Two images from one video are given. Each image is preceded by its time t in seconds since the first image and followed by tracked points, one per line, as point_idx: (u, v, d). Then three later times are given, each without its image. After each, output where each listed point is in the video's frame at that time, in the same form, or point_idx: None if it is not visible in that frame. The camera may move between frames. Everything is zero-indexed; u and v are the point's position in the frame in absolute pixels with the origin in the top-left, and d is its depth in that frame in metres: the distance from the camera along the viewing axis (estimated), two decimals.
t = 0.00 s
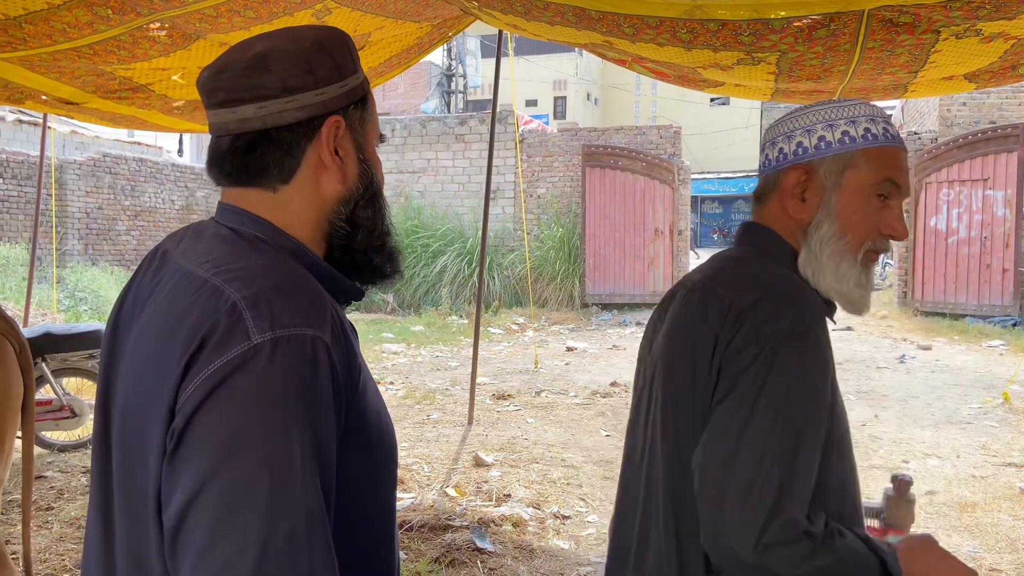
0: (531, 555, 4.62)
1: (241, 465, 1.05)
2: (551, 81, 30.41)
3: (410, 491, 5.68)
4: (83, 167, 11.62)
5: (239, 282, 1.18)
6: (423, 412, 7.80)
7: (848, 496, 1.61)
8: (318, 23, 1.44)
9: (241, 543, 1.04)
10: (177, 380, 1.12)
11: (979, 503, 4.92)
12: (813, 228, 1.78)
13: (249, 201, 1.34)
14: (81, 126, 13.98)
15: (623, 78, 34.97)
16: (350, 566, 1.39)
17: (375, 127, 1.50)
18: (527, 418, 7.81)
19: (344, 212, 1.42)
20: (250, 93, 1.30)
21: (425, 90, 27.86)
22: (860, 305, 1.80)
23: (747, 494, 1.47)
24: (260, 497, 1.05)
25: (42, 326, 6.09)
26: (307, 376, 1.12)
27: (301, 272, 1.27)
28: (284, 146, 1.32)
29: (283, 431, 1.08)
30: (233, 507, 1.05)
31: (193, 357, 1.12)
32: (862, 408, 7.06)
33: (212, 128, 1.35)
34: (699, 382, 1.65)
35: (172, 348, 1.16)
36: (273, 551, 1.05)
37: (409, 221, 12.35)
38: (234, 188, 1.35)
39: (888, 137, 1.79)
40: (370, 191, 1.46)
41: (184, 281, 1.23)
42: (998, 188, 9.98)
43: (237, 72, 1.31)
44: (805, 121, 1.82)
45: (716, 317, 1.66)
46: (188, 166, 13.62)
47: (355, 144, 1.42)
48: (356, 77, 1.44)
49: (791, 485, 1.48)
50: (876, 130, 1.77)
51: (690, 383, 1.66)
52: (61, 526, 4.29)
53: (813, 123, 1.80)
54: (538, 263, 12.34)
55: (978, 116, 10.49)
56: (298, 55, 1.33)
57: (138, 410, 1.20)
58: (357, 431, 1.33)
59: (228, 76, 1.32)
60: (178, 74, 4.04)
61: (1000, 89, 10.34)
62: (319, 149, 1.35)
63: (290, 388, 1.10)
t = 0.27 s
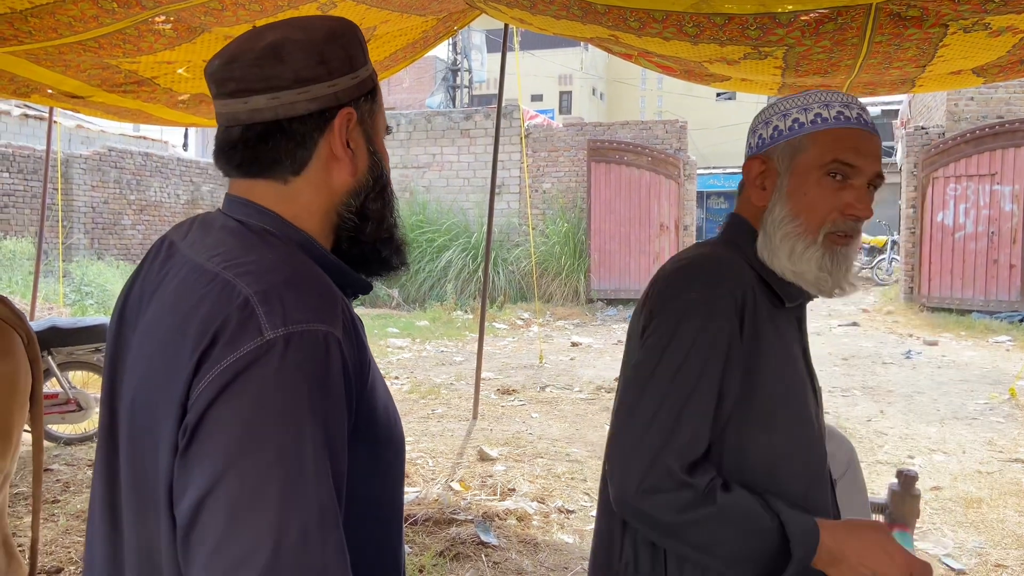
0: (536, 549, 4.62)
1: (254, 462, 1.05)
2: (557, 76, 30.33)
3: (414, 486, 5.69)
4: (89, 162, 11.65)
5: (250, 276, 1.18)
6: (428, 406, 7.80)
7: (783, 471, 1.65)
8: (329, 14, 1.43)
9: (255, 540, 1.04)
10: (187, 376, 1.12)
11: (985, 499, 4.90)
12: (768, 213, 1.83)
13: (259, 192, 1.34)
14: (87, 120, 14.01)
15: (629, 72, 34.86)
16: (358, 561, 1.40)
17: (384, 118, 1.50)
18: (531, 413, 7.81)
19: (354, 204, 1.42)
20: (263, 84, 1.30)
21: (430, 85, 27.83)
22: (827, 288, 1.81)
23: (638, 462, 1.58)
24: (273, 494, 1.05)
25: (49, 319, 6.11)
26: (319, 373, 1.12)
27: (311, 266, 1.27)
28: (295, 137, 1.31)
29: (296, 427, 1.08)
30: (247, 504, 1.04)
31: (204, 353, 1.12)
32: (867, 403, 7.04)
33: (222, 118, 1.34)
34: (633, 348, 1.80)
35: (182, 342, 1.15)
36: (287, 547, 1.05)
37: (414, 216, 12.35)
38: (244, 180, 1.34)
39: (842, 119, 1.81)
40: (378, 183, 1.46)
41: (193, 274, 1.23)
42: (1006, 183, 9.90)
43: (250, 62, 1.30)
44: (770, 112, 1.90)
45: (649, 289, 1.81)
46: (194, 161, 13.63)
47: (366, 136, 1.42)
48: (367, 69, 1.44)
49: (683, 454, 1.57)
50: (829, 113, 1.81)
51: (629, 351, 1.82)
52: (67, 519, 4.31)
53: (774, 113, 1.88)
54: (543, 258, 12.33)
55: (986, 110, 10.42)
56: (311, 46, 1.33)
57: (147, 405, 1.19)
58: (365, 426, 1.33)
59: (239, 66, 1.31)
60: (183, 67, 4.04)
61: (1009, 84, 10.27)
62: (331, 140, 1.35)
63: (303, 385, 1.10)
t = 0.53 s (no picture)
0: (537, 543, 4.63)
1: (251, 456, 1.05)
2: (559, 70, 30.30)
3: (416, 479, 5.70)
4: (92, 156, 11.66)
5: (249, 269, 1.18)
6: (430, 400, 7.82)
7: (731, 462, 1.65)
8: (330, 6, 1.43)
9: (254, 535, 1.04)
10: (186, 370, 1.12)
11: (986, 494, 4.91)
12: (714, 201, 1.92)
13: (259, 184, 1.34)
14: (90, 114, 14.02)
15: (631, 67, 34.79)
16: (358, 555, 1.40)
17: (386, 111, 1.50)
18: (533, 407, 7.81)
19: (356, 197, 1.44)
20: (265, 76, 1.29)
21: (433, 79, 27.80)
22: (789, 267, 1.83)
23: (573, 454, 1.67)
24: (273, 488, 1.05)
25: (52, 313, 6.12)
26: (319, 366, 1.13)
27: (313, 259, 1.27)
28: (298, 130, 1.31)
29: (294, 422, 1.08)
30: (246, 500, 1.04)
31: (203, 346, 1.12)
32: (869, 398, 7.04)
33: (222, 108, 1.34)
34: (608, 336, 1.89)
35: (179, 335, 1.16)
36: (287, 542, 1.05)
37: (416, 210, 12.35)
38: (246, 172, 1.34)
39: (770, 100, 1.85)
40: (379, 177, 1.47)
41: (192, 266, 1.23)
42: (1009, 178, 9.92)
43: (253, 53, 1.29)
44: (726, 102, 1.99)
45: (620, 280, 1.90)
46: (196, 155, 13.64)
47: (368, 129, 1.43)
48: (369, 62, 1.45)
49: (605, 448, 1.62)
50: (761, 95, 1.86)
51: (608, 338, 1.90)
52: (71, 512, 4.33)
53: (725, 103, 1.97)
54: (545, 253, 12.32)
55: (990, 105, 10.39)
56: (314, 39, 1.33)
57: (146, 399, 1.19)
58: (364, 420, 1.33)
59: (242, 57, 1.30)
60: (185, 61, 4.04)
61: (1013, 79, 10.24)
62: (334, 132, 1.35)
63: (302, 379, 1.10)
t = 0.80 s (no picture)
0: (536, 539, 4.64)
1: (241, 452, 1.05)
2: (559, 66, 30.26)
3: (416, 475, 5.71)
4: (91, 152, 11.64)
5: (241, 265, 1.18)
6: (429, 396, 7.82)
7: (683, 457, 1.64)
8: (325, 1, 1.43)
9: (245, 531, 1.04)
10: (177, 367, 1.12)
11: (985, 490, 4.91)
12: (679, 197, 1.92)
13: (253, 179, 1.33)
14: (90, 110, 14.00)
15: (631, 63, 34.74)
16: (353, 553, 1.40)
17: (380, 106, 1.50)
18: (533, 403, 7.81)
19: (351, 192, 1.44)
20: (259, 69, 1.29)
21: (432, 75, 27.75)
22: (745, 259, 1.78)
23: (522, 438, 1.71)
24: (264, 483, 1.05)
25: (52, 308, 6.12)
26: (311, 363, 1.12)
27: (306, 255, 1.27)
28: (292, 124, 1.31)
29: (285, 418, 1.07)
30: (236, 496, 1.04)
31: (194, 342, 1.12)
32: (869, 394, 7.04)
33: (217, 101, 1.34)
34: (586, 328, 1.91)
35: (169, 331, 1.16)
36: (278, 538, 1.05)
37: (416, 206, 12.34)
38: (239, 167, 1.34)
39: (720, 92, 1.84)
40: (373, 172, 1.47)
41: (184, 262, 1.23)
42: (1009, 174, 9.91)
43: (247, 47, 1.29)
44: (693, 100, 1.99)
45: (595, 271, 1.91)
46: (196, 151, 13.62)
47: (362, 123, 1.43)
48: (364, 57, 1.45)
49: (544, 435, 1.65)
50: (712, 87, 1.85)
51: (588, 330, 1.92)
52: (70, 507, 4.33)
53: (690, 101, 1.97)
54: (545, 249, 12.28)
55: (990, 101, 10.38)
56: (309, 32, 1.33)
57: (138, 395, 1.19)
58: (358, 418, 1.33)
59: (236, 51, 1.30)
60: (184, 57, 4.03)
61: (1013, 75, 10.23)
62: (329, 126, 1.35)
63: (292, 374, 1.10)
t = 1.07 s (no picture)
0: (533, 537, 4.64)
1: (225, 454, 1.05)
2: (556, 65, 30.26)
3: (412, 474, 5.70)
4: (86, 150, 11.62)
5: (227, 266, 1.18)
6: (425, 395, 7.82)
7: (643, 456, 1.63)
8: None
9: (229, 533, 1.04)
10: (163, 367, 1.12)
11: (980, 487, 4.93)
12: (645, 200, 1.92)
13: (242, 179, 1.33)
14: (86, 109, 13.97)
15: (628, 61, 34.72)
16: (343, 555, 1.40)
17: (372, 105, 1.51)
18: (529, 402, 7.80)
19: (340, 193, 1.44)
20: (248, 69, 1.29)
21: (429, 73, 27.73)
22: (705, 258, 1.77)
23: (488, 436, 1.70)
24: (248, 486, 1.05)
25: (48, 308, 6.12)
26: (297, 364, 1.13)
27: (294, 256, 1.27)
28: (280, 124, 1.31)
29: (270, 419, 1.07)
30: (220, 498, 1.04)
31: (180, 343, 1.12)
32: (864, 392, 7.06)
33: (206, 101, 1.34)
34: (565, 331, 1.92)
35: (155, 332, 1.16)
36: (263, 540, 1.05)
37: (413, 205, 12.33)
38: (228, 167, 1.34)
39: (676, 92, 1.85)
40: (364, 172, 1.48)
41: (171, 263, 1.23)
42: (1004, 173, 9.90)
43: (236, 47, 1.29)
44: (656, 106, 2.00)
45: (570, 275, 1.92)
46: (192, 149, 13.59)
47: (353, 124, 1.44)
48: (355, 57, 1.45)
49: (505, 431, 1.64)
50: (668, 87, 1.86)
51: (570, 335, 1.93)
52: (66, 507, 4.33)
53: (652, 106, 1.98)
54: (541, 247, 12.16)
55: (985, 100, 10.40)
56: (299, 32, 1.33)
57: (125, 395, 1.20)
58: (347, 419, 1.33)
59: (226, 51, 1.30)
60: (179, 56, 4.02)
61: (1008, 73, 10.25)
62: (318, 126, 1.35)
63: (277, 375, 1.10)
